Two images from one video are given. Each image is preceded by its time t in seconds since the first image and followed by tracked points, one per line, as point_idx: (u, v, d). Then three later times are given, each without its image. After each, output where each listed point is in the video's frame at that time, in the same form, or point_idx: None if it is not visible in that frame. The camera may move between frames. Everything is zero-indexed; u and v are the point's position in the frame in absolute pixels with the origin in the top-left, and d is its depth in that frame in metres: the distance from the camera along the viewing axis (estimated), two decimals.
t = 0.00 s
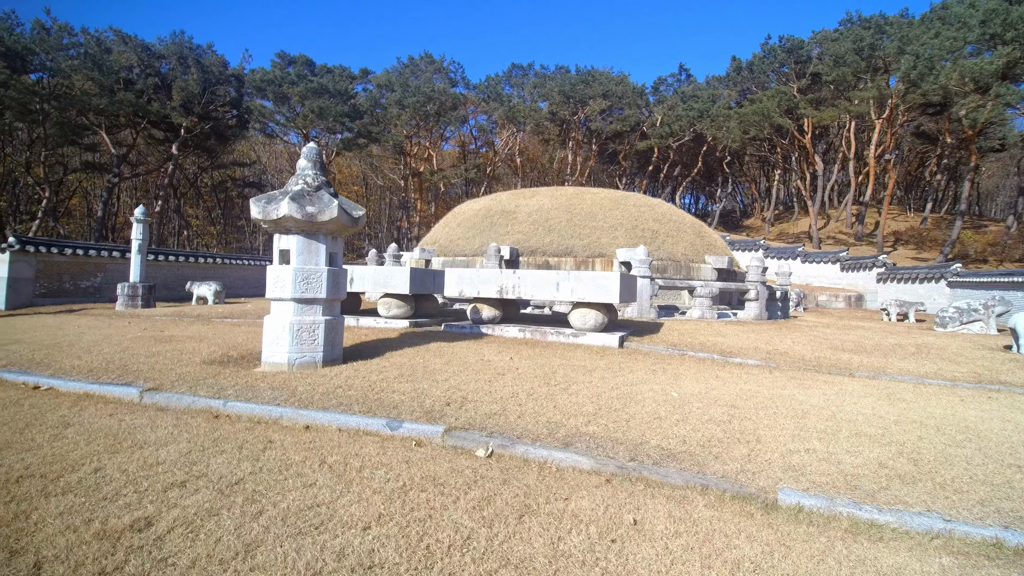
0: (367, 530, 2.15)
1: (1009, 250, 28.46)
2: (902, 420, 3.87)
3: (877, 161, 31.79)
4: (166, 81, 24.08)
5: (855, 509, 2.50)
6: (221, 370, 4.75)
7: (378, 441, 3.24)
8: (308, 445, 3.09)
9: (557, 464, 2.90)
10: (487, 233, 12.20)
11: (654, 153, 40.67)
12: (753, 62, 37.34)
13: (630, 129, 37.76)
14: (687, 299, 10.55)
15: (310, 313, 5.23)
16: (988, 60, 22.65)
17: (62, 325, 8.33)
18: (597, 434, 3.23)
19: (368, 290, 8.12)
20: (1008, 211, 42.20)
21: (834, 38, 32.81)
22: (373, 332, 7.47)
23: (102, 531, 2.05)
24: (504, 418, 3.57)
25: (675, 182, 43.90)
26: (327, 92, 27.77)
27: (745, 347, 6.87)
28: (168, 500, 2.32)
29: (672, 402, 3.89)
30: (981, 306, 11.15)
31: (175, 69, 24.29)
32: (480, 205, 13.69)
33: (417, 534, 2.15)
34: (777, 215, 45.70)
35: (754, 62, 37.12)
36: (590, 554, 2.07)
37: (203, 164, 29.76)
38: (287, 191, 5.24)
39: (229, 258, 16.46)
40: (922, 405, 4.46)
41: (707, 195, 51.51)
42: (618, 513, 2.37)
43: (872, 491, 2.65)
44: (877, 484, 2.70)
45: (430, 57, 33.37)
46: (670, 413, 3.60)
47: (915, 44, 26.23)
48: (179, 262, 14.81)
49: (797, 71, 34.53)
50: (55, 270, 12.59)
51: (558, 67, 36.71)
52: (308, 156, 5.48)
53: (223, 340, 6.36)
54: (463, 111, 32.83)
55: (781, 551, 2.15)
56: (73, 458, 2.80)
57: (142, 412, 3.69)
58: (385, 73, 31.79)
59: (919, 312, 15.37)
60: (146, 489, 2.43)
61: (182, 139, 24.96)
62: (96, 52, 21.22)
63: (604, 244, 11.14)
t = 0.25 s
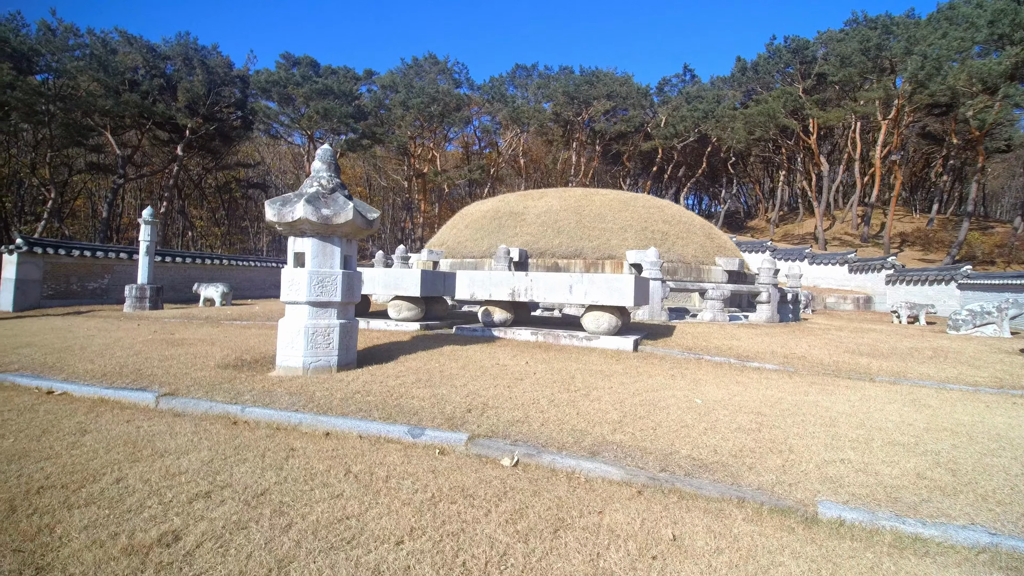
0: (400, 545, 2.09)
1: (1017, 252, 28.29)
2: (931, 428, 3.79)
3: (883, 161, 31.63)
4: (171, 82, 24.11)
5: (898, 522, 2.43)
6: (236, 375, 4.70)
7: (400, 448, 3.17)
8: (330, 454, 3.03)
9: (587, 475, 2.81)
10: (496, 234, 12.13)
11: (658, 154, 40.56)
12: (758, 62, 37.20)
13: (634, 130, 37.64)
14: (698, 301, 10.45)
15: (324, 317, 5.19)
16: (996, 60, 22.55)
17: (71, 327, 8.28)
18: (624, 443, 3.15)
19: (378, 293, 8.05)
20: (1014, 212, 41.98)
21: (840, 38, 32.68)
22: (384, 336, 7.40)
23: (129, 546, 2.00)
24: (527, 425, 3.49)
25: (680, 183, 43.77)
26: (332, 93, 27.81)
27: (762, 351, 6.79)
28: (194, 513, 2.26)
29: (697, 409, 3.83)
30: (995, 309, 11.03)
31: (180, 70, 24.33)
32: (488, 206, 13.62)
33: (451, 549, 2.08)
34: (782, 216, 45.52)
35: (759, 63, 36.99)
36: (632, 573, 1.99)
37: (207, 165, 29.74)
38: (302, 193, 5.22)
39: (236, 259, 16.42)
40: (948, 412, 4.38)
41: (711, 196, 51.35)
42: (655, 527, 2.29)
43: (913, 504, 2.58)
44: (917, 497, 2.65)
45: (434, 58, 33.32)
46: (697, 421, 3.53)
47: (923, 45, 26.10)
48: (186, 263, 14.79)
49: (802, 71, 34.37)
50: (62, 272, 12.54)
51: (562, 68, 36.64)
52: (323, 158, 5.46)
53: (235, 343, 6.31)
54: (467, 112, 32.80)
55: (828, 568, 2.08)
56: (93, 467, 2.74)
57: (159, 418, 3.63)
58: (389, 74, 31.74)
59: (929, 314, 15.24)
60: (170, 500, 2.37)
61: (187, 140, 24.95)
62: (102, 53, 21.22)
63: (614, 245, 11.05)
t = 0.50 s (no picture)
0: (432, 560, 2.03)
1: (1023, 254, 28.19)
2: (960, 435, 3.73)
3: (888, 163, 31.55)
4: (175, 84, 24.14)
5: (940, 535, 2.37)
6: (248, 380, 4.64)
7: (422, 456, 3.10)
8: (351, 462, 2.96)
9: (614, 485, 2.74)
10: (503, 236, 12.06)
11: (661, 155, 40.52)
12: (761, 64, 37.14)
13: (637, 132, 37.59)
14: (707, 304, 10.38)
15: (337, 320, 5.16)
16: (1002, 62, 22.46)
17: (79, 330, 8.24)
18: (651, 452, 3.08)
19: (387, 295, 8.00)
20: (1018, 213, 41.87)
21: (844, 40, 32.62)
22: (394, 339, 7.34)
23: (153, 561, 1.94)
24: (549, 432, 3.42)
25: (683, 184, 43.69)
26: (335, 95, 27.87)
27: (776, 355, 6.72)
28: (218, 525, 2.20)
29: (720, 416, 3.76)
30: (1006, 312, 10.94)
31: (184, 72, 24.37)
32: (494, 208, 13.58)
33: (486, 565, 2.02)
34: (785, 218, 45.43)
35: (762, 64, 36.93)
36: None
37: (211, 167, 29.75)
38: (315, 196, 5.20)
39: (240, 261, 16.39)
40: (973, 417, 4.32)
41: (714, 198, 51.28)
42: (693, 542, 2.23)
43: (953, 515, 2.52)
44: (956, 509, 2.59)
45: (437, 60, 33.32)
46: (724, 428, 3.46)
47: (928, 46, 26.02)
48: (191, 265, 14.75)
49: (806, 73, 34.28)
50: (67, 274, 12.51)
51: (565, 69, 36.64)
52: (335, 160, 5.43)
53: (244, 347, 6.24)
54: (470, 114, 32.80)
55: None
56: (111, 476, 2.68)
57: (175, 424, 3.57)
58: (393, 75, 31.76)
59: (937, 316, 15.16)
60: (193, 512, 2.31)
61: (190, 141, 24.93)
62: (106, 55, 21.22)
63: (622, 247, 10.98)
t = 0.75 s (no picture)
0: (469, 570, 1.96)
1: None
2: (993, 439, 3.65)
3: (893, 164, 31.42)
4: (180, 86, 24.17)
5: (987, 543, 2.29)
6: (263, 383, 4.57)
7: (446, 461, 3.03)
8: (375, 467, 2.89)
9: (646, 491, 2.67)
10: (511, 238, 12.00)
11: (664, 157, 40.45)
12: (766, 65, 37.06)
13: (640, 133, 37.49)
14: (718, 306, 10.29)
15: (351, 322, 5.13)
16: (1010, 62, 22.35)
17: (87, 332, 8.18)
18: (680, 457, 3.00)
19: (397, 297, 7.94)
20: None
21: (849, 41, 32.52)
22: (405, 341, 7.28)
23: (182, 571, 1.87)
24: (573, 437, 3.34)
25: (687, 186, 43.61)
26: (339, 97, 27.90)
27: (792, 357, 6.66)
28: (245, 532, 2.14)
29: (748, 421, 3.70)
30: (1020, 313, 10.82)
31: (189, 74, 24.42)
32: (501, 209, 13.52)
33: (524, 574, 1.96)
34: (789, 219, 45.28)
35: (767, 66, 36.82)
36: None
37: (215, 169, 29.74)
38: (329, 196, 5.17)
39: (246, 262, 16.35)
40: (1002, 421, 4.24)
41: (718, 199, 51.15)
42: (734, 551, 2.16)
43: (999, 522, 2.45)
44: (1001, 515, 2.51)
45: (441, 62, 33.34)
46: (753, 433, 3.39)
47: (935, 47, 25.93)
48: (197, 267, 14.73)
49: (810, 74, 34.15)
50: (74, 276, 12.48)
51: (569, 71, 36.60)
52: (349, 161, 5.41)
53: (255, 349, 6.19)
54: (473, 116, 32.78)
55: None
56: (133, 483, 2.62)
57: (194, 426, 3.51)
58: (396, 77, 31.76)
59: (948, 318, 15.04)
60: (218, 518, 2.25)
61: (195, 143, 24.94)
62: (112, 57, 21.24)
63: (631, 249, 10.90)
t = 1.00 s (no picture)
0: None
1: None
2: (1018, 443, 3.59)
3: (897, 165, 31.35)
4: (182, 87, 24.17)
5: None
6: (272, 386, 4.52)
7: (463, 465, 2.97)
8: (391, 471, 2.83)
9: (670, 497, 2.61)
10: (516, 238, 11.94)
11: (667, 158, 40.36)
12: (768, 65, 36.99)
13: (643, 134, 37.41)
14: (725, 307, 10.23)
15: (361, 323, 5.10)
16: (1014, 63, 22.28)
17: (93, 333, 8.12)
18: (703, 461, 2.94)
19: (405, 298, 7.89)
20: None
21: (852, 41, 32.43)
22: (413, 342, 7.23)
23: None
24: (591, 440, 3.28)
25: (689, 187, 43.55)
26: (342, 98, 27.90)
27: (804, 359, 6.60)
28: (265, 539, 2.09)
29: (768, 424, 3.64)
30: None
31: (192, 75, 24.42)
32: (506, 210, 13.47)
33: None
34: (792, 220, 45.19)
35: (769, 66, 36.75)
36: None
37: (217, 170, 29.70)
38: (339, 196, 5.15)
39: (250, 263, 16.32)
40: None
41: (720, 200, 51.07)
42: (767, 560, 2.10)
43: None
44: None
45: (443, 62, 33.29)
46: (775, 438, 3.33)
47: (939, 47, 25.84)
48: (201, 268, 14.69)
49: (813, 74, 34.06)
50: (78, 277, 12.44)
51: (571, 72, 36.55)
52: (358, 161, 5.39)
53: (263, 351, 6.13)
54: (475, 117, 32.75)
55: None
56: (146, 487, 2.57)
57: (205, 429, 3.45)
58: (399, 78, 31.75)
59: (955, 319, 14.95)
60: (236, 524, 2.20)
61: (197, 144, 24.89)
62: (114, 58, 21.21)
63: (638, 249, 10.84)
